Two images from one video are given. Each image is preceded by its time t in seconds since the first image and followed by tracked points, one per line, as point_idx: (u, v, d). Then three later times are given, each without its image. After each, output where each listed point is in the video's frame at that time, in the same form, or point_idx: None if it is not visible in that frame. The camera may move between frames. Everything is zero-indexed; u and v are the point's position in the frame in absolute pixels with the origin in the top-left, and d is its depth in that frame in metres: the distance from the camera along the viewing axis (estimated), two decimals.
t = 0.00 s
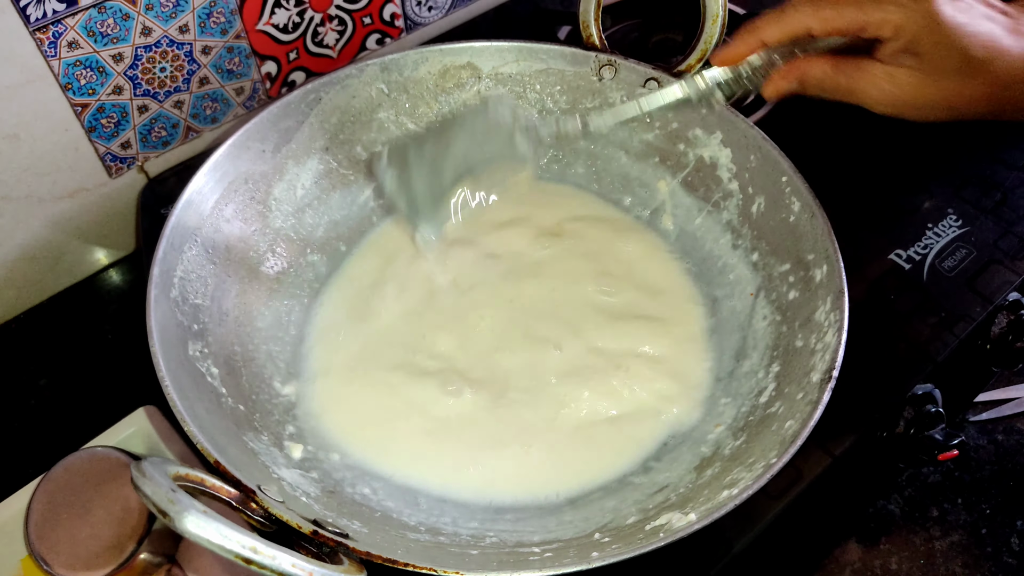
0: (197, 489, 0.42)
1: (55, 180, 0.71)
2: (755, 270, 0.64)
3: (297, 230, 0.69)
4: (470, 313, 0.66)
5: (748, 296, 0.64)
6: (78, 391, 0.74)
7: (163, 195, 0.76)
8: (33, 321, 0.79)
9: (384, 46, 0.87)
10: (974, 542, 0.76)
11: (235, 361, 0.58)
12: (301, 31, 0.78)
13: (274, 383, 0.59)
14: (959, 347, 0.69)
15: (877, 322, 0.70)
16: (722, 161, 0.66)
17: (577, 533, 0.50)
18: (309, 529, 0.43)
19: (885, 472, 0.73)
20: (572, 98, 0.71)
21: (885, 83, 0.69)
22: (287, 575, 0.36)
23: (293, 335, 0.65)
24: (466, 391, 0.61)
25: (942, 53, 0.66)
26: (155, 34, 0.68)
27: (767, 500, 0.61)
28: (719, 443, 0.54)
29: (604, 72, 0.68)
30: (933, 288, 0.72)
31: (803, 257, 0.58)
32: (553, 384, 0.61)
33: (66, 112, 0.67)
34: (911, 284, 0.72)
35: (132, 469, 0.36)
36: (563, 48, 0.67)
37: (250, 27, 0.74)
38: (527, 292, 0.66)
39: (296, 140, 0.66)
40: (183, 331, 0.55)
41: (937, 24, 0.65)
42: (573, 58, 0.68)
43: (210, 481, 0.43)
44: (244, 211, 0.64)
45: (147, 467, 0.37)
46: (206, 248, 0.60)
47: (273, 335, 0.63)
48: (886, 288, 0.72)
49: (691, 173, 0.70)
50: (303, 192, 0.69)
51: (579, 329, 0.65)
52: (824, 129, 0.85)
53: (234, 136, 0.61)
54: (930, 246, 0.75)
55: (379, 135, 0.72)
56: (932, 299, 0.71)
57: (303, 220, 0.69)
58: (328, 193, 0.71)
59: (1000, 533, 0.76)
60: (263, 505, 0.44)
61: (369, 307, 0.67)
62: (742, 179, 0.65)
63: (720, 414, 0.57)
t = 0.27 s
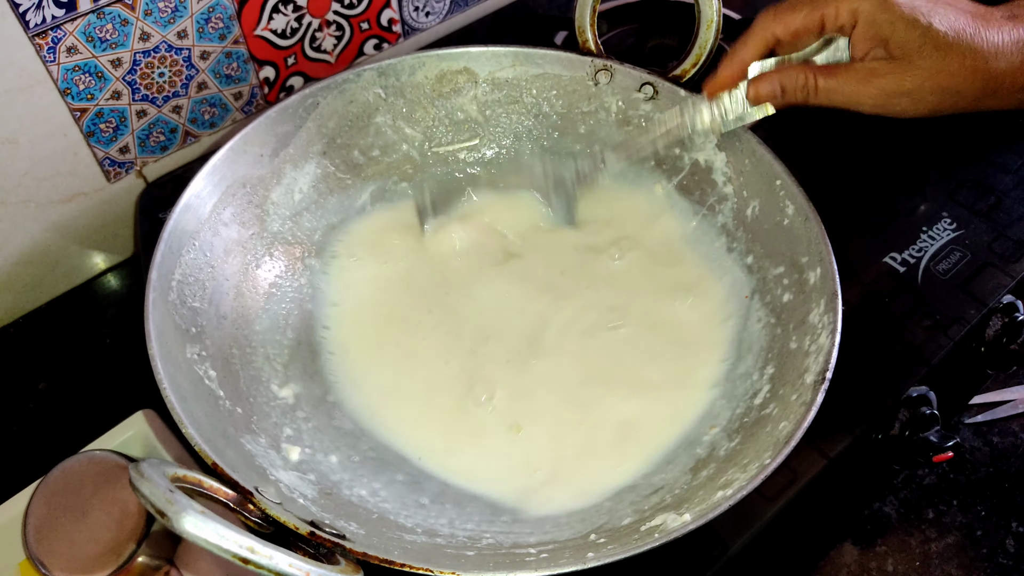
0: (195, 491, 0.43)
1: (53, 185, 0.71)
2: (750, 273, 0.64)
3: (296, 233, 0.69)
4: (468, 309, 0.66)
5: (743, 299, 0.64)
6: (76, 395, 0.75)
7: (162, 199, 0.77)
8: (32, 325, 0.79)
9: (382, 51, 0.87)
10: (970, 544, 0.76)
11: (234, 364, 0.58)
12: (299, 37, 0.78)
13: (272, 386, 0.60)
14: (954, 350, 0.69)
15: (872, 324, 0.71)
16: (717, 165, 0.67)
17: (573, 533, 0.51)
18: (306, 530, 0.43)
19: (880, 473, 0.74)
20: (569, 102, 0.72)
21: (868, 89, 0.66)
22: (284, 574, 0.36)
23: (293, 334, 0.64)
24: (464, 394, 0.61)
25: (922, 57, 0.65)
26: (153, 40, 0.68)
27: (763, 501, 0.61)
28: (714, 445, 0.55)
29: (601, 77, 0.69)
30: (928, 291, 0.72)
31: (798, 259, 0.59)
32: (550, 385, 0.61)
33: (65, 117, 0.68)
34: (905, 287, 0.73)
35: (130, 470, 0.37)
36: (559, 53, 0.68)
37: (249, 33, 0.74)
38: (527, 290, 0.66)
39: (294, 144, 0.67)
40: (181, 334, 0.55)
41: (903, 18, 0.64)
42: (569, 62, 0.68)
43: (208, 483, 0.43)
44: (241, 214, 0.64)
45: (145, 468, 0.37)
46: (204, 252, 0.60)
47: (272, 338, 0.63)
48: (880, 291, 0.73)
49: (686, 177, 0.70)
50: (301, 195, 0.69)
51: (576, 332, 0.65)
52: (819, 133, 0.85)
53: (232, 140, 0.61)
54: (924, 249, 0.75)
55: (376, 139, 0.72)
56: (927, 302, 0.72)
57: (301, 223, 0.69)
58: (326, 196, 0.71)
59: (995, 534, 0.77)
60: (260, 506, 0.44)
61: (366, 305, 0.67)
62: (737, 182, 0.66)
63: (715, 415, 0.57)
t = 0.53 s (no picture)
0: (196, 481, 0.43)
1: (56, 185, 0.72)
2: (744, 267, 0.65)
3: (295, 231, 0.69)
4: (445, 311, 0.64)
5: (738, 292, 0.64)
6: (79, 393, 0.75)
7: (163, 199, 0.78)
8: (34, 325, 0.80)
9: (380, 51, 0.88)
10: (966, 535, 0.77)
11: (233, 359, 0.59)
12: (297, 37, 0.79)
13: (272, 380, 0.60)
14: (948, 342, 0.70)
15: (866, 318, 0.71)
16: (711, 160, 0.67)
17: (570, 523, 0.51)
18: (305, 519, 0.44)
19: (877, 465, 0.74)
20: (565, 99, 0.73)
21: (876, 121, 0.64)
22: (282, 559, 0.37)
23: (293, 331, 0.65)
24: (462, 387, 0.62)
25: (915, 74, 0.66)
26: (153, 41, 0.69)
27: (759, 493, 0.62)
28: (709, 436, 0.55)
29: (596, 74, 0.69)
30: (922, 284, 0.73)
31: (791, 253, 0.59)
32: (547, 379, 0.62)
33: (66, 118, 0.68)
34: (900, 281, 0.73)
35: (132, 459, 0.37)
36: (554, 51, 0.69)
37: (248, 34, 0.75)
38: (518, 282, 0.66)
39: (292, 142, 0.67)
40: (181, 329, 0.56)
41: (886, 46, 0.66)
42: (564, 60, 0.69)
43: (209, 474, 0.44)
44: (241, 212, 0.65)
45: (146, 456, 0.38)
46: (204, 249, 0.61)
47: (272, 334, 0.64)
48: (875, 285, 0.73)
49: (681, 172, 0.71)
50: (299, 193, 0.70)
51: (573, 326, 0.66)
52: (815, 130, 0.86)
53: (231, 139, 0.62)
54: (919, 243, 0.76)
55: (374, 137, 0.73)
56: (921, 295, 0.72)
57: (301, 220, 0.70)
58: (325, 194, 0.72)
59: (991, 526, 0.77)
60: (260, 496, 0.45)
61: (362, 300, 0.68)
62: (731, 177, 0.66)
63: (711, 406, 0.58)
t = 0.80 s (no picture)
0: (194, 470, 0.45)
1: (57, 191, 0.74)
2: (730, 266, 0.66)
3: (292, 233, 0.71)
4: (470, 271, 0.63)
5: (724, 290, 0.66)
6: (78, 395, 0.77)
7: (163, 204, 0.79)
8: (33, 331, 0.81)
9: (377, 59, 0.90)
10: (953, 532, 0.78)
11: (232, 357, 0.60)
12: (295, 46, 0.81)
13: (269, 378, 0.62)
14: (933, 341, 0.71)
15: (852, 317, 0.73)
16: (699, 162, 0.69)
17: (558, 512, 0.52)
18: (300, 506, 0.45)
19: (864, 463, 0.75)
20: (557, 104, 0.74)
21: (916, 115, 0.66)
22: (277, 539, 0.39)
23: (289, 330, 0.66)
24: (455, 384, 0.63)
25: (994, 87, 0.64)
26: (154, 49, 0.71)
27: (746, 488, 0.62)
28: (695, 429, 0.56)
29: (587, 79, 0.71)
30: (908, 284, 0.74)
31: (775, 250, 0.60)
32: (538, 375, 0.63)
33: (68, 125, 0.70)
34: (886, 281, 0.75)
35: (133, 445, 0.39)
36: (545, 56, 0.70)
37: (247, 42, 0.77)
38: (522, 234, 0.65)
39: (290, 146, 0.69)
40: (181, 326, 0.57)
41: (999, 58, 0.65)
42: (555, 65, 0.71)
43: (207, 462, 0.45)
44: (239, 214, 0.66)
45: (147, 443, 0.39)
46: (203, 249, 0.62)
47: (270, 333, 0.65)
48: (861, 285, 0.75)
49: (670, 174, 0.72)
50: (297, 196, 0.71)
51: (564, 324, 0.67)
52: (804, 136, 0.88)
53: (230, 142, 0.64)
54: (905, 244, 0.78)
55: (370, 141, 0.75)
56: (907, 294, 0.74)
57: (298, 223, 0.71)
58: (321, 197, 0.73)
59: (978, 522, 0.78)
60: (257, 485, 0.46)
61: (357, 304, 0.69)
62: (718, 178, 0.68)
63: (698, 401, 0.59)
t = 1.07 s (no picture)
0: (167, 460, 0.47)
1: (43, 208, 0.75)
2: (699, 269, 0.67)
3: (272, 243, 0.72)
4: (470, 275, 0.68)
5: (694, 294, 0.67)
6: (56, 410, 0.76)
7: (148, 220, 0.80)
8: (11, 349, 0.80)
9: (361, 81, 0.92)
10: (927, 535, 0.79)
11: (210, 362, 0.62)
12: (280, 68, 0.83)
13: (247, 383, 0.62)
14: (901, 346, 0.73)
15: (821, 324, 0.75)
16: (669, 172, 0.71)
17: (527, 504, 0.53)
18: (271, 494, 0.47)
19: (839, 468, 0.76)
20: (533, 119, 0.77)
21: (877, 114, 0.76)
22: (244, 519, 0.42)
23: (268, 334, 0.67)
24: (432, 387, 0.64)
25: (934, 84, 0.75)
26: (141, 70, 0.73)
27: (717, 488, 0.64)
28: (662, 425, 0.58)
29: (561, 94, 0.74)
30: (878, 292, 0.76)
31: (741, 256, 0.63)
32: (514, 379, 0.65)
33: (54, 143, 0.72)
34: (855, 288, 0.77)
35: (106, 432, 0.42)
36: (520, 73, 0.74)
37: (232, 64, 0.79)
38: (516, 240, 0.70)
39: (270, 159, 0.71)
40: (160, 330, 0.58)
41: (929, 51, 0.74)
42: (530, 81, 0.74)
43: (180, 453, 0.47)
44: (220, 223, 0.68)
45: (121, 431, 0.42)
46: (183, 256, 0.64)
47: (248, 340, 0.66)
48: (831, 292, 0.77)
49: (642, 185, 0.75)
50: (277, 207, 0.73)
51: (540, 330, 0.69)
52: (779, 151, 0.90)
53: (210, 154, 0.66)
54: (874, 253, 0.80)
55: (349, 155, 0.77)
56: (875, 301, 0.76)
57: (279, 233, 0.73)
58: (302, 208, 0.75)
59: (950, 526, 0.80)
60: (230, 475, 0.48)
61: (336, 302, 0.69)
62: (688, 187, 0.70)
63: (666, 398, 0.60)
